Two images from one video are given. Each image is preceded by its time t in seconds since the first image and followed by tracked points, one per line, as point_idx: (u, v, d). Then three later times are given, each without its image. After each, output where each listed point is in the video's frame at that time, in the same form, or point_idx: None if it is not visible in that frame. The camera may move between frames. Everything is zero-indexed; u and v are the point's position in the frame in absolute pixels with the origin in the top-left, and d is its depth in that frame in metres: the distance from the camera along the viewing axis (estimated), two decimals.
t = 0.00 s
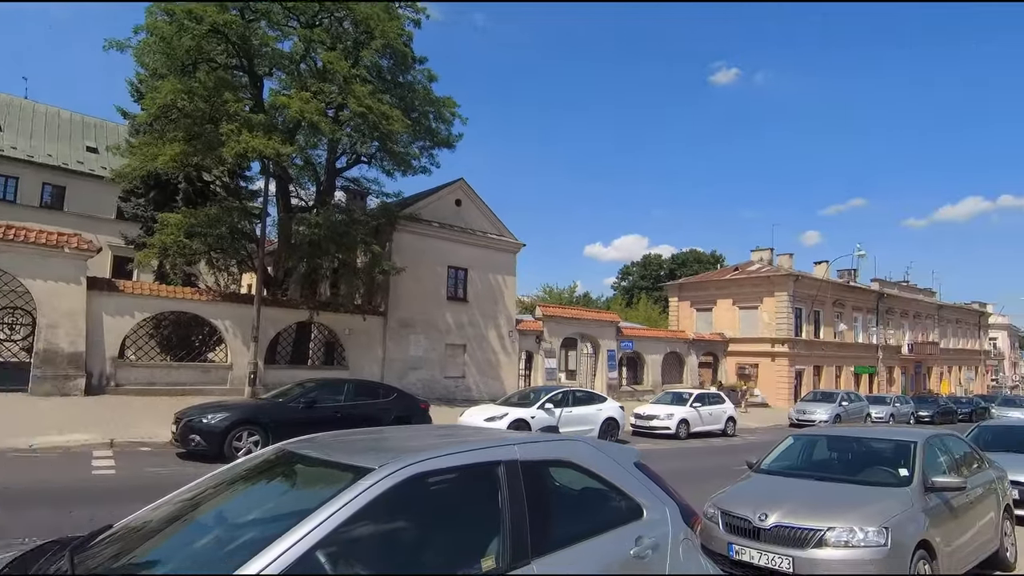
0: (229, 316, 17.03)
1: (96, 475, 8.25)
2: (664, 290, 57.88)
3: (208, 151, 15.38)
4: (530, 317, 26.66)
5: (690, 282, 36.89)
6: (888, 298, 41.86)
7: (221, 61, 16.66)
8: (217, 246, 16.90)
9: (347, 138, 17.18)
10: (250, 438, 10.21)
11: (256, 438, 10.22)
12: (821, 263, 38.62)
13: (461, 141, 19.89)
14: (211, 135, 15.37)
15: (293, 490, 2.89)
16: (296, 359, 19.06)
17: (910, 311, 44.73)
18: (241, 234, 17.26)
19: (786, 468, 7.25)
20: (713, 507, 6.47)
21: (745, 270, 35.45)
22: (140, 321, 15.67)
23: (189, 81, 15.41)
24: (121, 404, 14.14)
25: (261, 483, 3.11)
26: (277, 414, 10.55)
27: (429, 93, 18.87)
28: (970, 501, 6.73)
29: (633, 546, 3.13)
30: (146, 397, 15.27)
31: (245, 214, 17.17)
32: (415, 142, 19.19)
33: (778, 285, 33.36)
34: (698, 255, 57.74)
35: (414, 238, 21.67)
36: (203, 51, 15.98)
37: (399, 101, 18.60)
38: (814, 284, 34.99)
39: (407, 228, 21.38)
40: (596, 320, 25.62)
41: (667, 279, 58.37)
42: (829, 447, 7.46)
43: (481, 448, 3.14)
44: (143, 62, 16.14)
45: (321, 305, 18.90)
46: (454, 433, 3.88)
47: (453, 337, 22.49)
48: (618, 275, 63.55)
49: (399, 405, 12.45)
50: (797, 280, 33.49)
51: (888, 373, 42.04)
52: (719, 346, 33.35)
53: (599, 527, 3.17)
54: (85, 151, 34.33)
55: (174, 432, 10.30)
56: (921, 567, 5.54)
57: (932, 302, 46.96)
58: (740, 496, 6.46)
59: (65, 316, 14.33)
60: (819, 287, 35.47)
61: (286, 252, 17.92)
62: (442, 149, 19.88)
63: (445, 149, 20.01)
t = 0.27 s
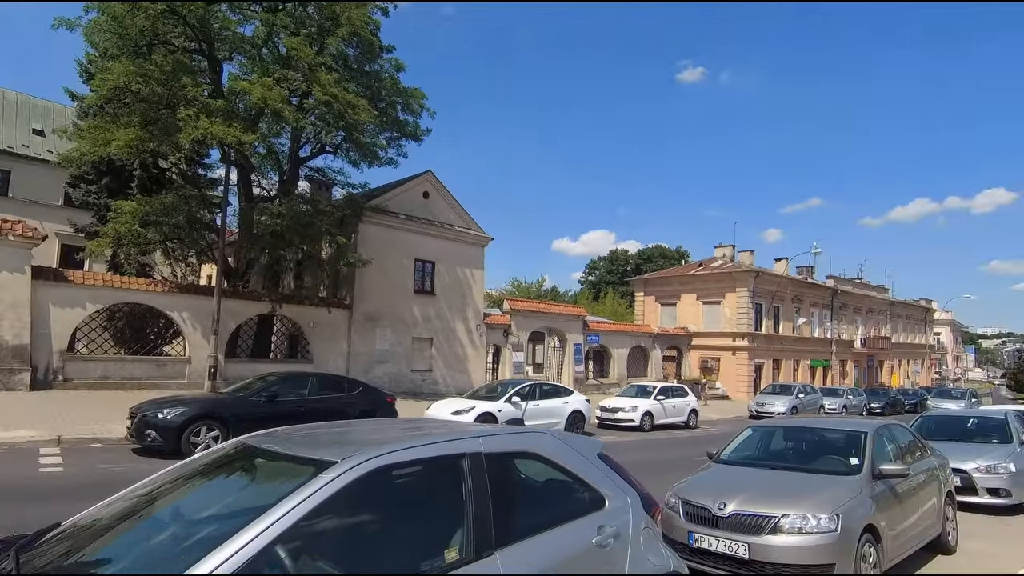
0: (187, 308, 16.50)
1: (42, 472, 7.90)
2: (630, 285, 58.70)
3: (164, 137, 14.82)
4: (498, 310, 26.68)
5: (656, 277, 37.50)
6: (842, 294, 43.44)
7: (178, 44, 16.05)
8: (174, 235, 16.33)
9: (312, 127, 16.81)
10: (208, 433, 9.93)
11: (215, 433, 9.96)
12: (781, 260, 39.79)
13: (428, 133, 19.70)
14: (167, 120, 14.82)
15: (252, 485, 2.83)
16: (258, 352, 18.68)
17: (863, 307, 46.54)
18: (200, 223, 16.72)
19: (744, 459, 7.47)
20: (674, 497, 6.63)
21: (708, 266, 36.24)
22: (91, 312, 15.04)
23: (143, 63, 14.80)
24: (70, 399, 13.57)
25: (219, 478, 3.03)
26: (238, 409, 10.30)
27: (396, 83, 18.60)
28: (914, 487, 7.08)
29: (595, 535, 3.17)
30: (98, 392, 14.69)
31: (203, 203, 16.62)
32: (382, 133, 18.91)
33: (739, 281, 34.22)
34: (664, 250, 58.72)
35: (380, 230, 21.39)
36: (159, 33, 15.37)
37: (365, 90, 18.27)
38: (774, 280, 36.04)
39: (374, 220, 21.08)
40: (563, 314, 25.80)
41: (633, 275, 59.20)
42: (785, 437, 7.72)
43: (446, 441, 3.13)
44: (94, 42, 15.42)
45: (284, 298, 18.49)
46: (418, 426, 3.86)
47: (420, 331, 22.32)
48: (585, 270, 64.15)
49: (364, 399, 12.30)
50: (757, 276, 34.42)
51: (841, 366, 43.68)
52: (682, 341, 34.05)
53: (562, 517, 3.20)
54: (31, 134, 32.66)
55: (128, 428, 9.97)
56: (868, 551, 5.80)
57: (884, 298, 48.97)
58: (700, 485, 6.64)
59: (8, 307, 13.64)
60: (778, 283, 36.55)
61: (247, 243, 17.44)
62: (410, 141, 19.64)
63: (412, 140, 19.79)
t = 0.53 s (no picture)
0: (144, 300, 15.95)
1: None
2: (598, 280, 59.29)
3: (119, 122, 14.24)
4: (467, 304, 26.60)
5: (623, 272, 37.98)
6: (802, 290, 44.82)
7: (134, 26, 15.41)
8: (130, 225, 15.74)
9: (276, 115, 16.39)
10: (167, 429, 9.64)
11: (174, 429, 9.67)
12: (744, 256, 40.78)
13: (397, 124, 19.44)
14: (123, 105, 14.24)
15: (211, 481, 2.77)
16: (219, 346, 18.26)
17: (821, 303, 48.13)
18: (157, 213, 16.16)
19: (706, 450, 7.67)
20: (638, 488, 6.76)
21: (674, 262, 36.87)
22: (41, 304, 14.40)
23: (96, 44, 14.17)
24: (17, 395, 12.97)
25: (177, 474, 2.95)
26: (198, 404, 10.02)
27: (364, 73, 18.28)
28: (865, 475, 7.39)
29: (559, 526, 3.21)
30: (48, 387, 14.10)
31: (161, 191, 16.05)
32: (349, 123, 18.58)
33: (704, 277, 34.95)
34: (632, 246, 59.49)
35: (347, 222, 21.05)
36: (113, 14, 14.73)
37: (332, 79, 17.90)
38: (737, 276, 36.93)
39: (340, 212, 20.73)
40: (532, 308, 25.88)
41: (601, 269, 59.82)
42: (745, 429, 7.95)
43: (409, 435, 3.12)
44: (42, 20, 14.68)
45: (247, 290, 18.05)
46: (383, 420, 3.82)
47: (388, 324, 22.10)
48: (554, 265, 64.52)
49: (329, 393, 12.12)
50: (721, 272, 35.20)
51: (800, 359, 45.12)
52: (649, 335, 34.58)
53: (528, 509, 3.23)
54: None
55: (80, 424, 9.62)
56: (821, 537, 6.03)
57: (840, 294, 50.72)
58: (664, 476, 6.79)
59: None
60: (741, 279, 37.46)
61: (208, 234, 16.95)
62: (378, 132, 19.35)
63: (380, 132, 19.50)
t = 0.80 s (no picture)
0: (98, 293, 15.36)
1: None
2: (568, 275, 59.68)
3: (70, 108, 13.64)
4: (436, 298, 26.46)
5: (592, 267, 38.33)
6: (765, 285, 46.02)
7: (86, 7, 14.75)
8: (83, 214, 15.12)
9: (238, 103, 15.94)
10: (123, 426, 9.32)
11: (130, 426, 9.36)
12: (710, 252, 41.62)
13: (365, 115, 19.14)
14: (74, 90, 13.63)
15: (165, 478, 2.70)
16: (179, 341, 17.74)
17: (783, 298, 49.54)
18: (113, 202, 15.57)
19: (670, 441, 7.83)
20: (604, 480, 6.86)
21: (642, 257, 37.38)
22: None
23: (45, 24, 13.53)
24: None
25: (131, 471, 2.87)
26: (156, 400, 9.72)
27: (331, 62, 17.91)
28: (821, 464, 7.66)
29: (523, 518, 3.22)
30: None
31: (117, 180, 15.46)
32: (315, 113, 18.21)
33: (671, 272, 35.53)
34: (601, 241, 60.06)
35: (314, 214, 20.66)
36: None
37: (297, 67, 17.48)
38: (703, 271, 37.69)
39: (306, 203, 20.33)
40: (501, 302, 25.91)
41: (571, 264, 60.24)
42: (708, 420, 8.13)
43: (372, 429, 3.08)
44: None
45: (209, 283, 17.58)
46: (347, 414, 3.78)
47: (356, 318, 21.82)
48: (525, 259, 64.68)
49: (294, 388, 11.91)
50: (688, 267, 35.85)
51: (763, 353, 46.39)
52: (617, 329, 35.01)
53: (491, 502, 3.24)
54: None
55: (28, 422, 9.23)
56: (779, 524, 6.23)
57: (801, 289, 52.32)
58: (629, 467, 6.90)
59: None
60: (707, 275, 38.23)
61: (167, 225, 16.41)
62: (345, 123, 19.01)
63: (348, 122, 19.17)
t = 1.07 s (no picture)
0: (51, 286, 14.77)
1: None
2: (540, 269, 59.87)
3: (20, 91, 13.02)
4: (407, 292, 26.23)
5: (564, 262, 38.55)
6: (732, 280, 47.01)
7: None
8: (34, 203, 14.49)
9: (200, 90, 15.48)
10: (77, 423, 8.99)
11: (85, 423, 9.03)
12: (679, 248, 42.29)
13: (334, 105, 18.80)
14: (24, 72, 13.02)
15: (117, 474, 2.63)
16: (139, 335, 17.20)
17: (749, 293, 50.71)
18: (66, 191, 14.97)
19: (636, 434, 7.94)
20: (570, 472, 6.92)
21: (613, 252, 37.74)
22: None
23: None
24: None
25: (83, 468, 2.78)
26: (113, 396, 9.42)
27: (298, 50, 17.49)
28: (781, 455, 7.88)
29: (487, 512, 3.22)
30: None
31: (71, 168, 14.86)
32: (281, 102, 17.81)
33: (641, 267, 35.97)
34: (573, 236, 60.43)
35: (280, 205, 20.23)
36: None
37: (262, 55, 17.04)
38: (672, 267, 38.29)
39: (272, 194, 19.90)
40: (473, 297, 25.85)
41: (542, 259, 60.47)
42: (673, 413, 8.27)
43: (332, 424, 3.04)
44: None
45: (170, 276, 17.09)
46: (310, 408, 3.71)
47: (324, 312, 21.48)
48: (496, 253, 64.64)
49: (258, 383, 11.67)
50: (657, 263, 36.35)
51: (729, 347, 47.44)
52: (588, 323, 35.31)
53: (455, 496, 3.23)
54: None
55: None
56: (740, 513, 6.39)
57: (766, 285, 53.64)
58: (596, 459, 6.98)
59: None
60: (676, 270, 38.84)
61: (125, 215, 15.86)
62: (313, 113, 18.64)
63: (315, 113, 18.80)
